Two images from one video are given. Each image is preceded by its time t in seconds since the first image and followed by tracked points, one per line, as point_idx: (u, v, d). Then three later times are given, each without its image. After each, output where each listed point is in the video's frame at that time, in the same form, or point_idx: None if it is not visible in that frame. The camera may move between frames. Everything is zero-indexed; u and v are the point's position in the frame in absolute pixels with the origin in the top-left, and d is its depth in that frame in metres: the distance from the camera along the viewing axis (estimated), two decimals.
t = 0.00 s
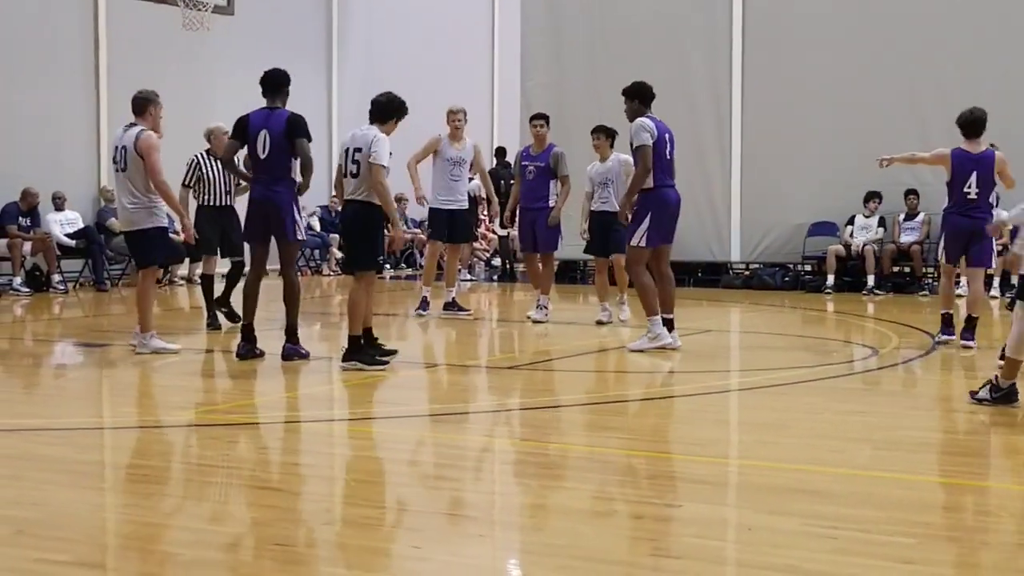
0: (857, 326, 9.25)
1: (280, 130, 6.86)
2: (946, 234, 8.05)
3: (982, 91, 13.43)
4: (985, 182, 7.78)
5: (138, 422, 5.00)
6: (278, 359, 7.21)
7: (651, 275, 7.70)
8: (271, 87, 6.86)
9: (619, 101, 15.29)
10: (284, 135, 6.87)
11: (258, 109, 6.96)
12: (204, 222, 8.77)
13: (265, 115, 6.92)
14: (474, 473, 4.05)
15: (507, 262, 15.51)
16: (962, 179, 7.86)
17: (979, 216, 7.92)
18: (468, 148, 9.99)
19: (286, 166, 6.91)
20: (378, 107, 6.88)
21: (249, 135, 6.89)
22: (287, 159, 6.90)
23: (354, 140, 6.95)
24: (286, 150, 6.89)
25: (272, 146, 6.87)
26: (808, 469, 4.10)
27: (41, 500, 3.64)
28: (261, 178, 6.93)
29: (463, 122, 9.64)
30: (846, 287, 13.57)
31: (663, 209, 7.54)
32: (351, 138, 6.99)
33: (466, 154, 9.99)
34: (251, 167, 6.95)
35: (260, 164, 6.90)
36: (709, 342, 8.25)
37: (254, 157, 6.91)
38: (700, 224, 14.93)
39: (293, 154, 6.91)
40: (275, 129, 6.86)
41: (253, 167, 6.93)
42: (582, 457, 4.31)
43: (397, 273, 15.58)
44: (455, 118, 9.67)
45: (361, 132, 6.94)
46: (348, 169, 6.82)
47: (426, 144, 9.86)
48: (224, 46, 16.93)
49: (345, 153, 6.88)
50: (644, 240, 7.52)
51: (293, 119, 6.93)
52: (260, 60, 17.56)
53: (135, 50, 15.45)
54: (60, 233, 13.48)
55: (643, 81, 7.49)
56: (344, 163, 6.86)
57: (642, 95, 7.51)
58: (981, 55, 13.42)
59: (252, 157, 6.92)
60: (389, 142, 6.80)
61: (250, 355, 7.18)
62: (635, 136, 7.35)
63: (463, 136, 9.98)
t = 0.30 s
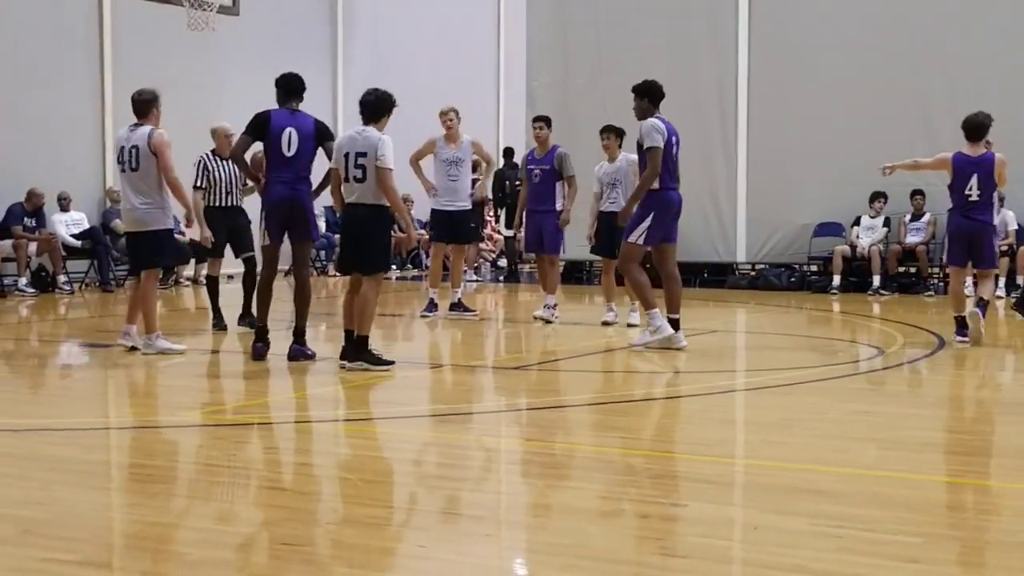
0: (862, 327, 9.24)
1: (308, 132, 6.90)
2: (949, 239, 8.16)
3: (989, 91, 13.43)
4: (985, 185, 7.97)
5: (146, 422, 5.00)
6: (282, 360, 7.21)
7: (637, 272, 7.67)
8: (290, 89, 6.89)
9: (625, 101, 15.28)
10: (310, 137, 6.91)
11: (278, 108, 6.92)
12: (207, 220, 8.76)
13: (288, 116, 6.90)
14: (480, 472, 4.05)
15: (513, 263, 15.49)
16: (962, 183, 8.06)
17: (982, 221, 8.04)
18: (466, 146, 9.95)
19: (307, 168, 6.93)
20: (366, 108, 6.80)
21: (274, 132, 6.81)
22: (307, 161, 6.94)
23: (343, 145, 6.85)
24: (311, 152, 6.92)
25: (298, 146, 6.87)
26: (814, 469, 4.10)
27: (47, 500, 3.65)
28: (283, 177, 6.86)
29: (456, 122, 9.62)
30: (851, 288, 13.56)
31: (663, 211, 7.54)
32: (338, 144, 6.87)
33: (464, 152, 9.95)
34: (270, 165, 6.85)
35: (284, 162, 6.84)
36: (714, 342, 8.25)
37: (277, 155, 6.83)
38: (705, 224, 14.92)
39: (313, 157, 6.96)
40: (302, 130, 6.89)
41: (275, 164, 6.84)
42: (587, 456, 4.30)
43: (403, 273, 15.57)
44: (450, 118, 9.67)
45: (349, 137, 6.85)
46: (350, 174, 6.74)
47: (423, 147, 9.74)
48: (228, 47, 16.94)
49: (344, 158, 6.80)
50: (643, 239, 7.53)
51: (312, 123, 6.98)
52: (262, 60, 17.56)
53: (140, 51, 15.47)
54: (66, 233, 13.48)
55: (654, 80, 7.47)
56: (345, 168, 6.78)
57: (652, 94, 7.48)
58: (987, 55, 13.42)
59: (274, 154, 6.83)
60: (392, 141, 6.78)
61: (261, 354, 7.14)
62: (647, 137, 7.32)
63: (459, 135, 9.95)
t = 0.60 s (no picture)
0: (872, 326, 9.22)
1: (320, 133, 6.96)
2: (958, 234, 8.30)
3: (998, 90, 13.39)
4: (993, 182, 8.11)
5: (154, 421, 5.00)
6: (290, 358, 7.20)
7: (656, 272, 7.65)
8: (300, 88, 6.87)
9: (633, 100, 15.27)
10: (321, 137, 6.97)
11: (289, 107, 6.94)
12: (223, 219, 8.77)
13: (300, 114, 6.94)
14: (488, 472, 4.04)
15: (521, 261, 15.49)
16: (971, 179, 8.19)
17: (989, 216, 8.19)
18: (463, 143, 9.86)
19: (318, 168, 6.97)
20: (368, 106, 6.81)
21: (291, 129, 6.83)
22: (317, 162, 6.99)
23: (350, 144, 6.84)
24: (323, 153, 6.98)
25: (311, 145, 6.91)
26: (823, 468, 4.09)
27: (55, 498, 3.65)
28: (299, 175, 6.87)
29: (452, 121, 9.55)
30: (860, 286, 13.55)
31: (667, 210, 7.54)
32: (343, 143, 6.87)
33: (462, 150, 9.84)
34: (284, 162, 6.83)
35: (299, 160, 6.86)
36: (722, 341, 8.23)
37: (291, 152, 6.84)
38: (714, 223, 14.90)
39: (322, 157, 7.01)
40: (315, 130, 6.94)
41: (291, 162, 6.84)
42: (595, 455, 4.29)
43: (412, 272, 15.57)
44: (444, 116, 9.61)
45: (355, 136, 6.84)
46: (359, 173, 6.74)
47: (421, 147, 9.65)
48: (237, 45, 16.96)
49: (352, 156, 6.79)
50: (657, 240, 7.49)
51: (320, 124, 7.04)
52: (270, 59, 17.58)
53: (149, 50, 15.51)
54: (75, 232, 13.51)
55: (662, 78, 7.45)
56: (353, 167, 6.78)
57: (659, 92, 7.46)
58: (996, 53, 13.39)
59: (288, 152, 6.83)
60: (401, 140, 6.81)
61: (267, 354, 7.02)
62: (651, 135, 7.31)
63: (456, 133, 9.86)
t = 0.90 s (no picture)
0: (872, 327, 9.23)
1: (305, 130, 6.91)
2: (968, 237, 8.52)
3: (999, 91, 13.40)
4: (1002, 185, 8.36)
5: (154, 418, 5.01)
6: (292, 357, 7.21)
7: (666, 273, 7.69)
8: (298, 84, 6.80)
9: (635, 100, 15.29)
10: (306, 134, 6.92)
11: (273, 106, 6.92)
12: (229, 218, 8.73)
13: (284, 113, 6.90)
14: (488, 471, 4.05)
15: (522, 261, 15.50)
16: (982, 182, 8.43)
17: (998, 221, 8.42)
18: (455, 144, 9.89)
19: (307, 166, 6.95)
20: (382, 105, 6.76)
21: (274, 131, 6.81)
22: (305, 159, 6.96)
23: (365, 141, 6.84)
24: (309, 150, 6.94)
25: (297, 143, 6.88)
26: (821, 469, 4.10)
27: (54, 496, 3.66)
28: (287, 176, 6.86)
29: (446, 121, 9.61)
30: (860, 288, 13.56)
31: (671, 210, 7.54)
32: (358, 138, 6.86)
33: (454, 151, 9.87)
34: (271, 164, 6.85)
35: (285, 161, 6.84)
36: (723, 341, 8.24)
37: (277, 153, 6.83)
38: (714, 223, 14.92)
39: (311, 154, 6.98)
40: (299, 127, 6.89)
41: (277, 163, 6.84)
42: (595, 456, 4.30)
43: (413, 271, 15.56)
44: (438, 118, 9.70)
45: (371, 132, 6.84)
46: (375, 171, 6.75)
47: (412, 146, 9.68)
48: (239, 44, 16.98)
49: (368, 153, 6.79)
50: (659, 239, 7.52)
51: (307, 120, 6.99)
52: (271, 57, 17.60)
53: (152, 49, 15.54)
54: (76, 230, 13.52)
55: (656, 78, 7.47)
56: (368, 164, 6.78)
57: (654, 91, 7.47)
58: (996, 55, 13.41)
59: (274, 154, 6.83)
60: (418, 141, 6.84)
61: (276, 357, 6.94)
62: (649, 137, 7.30)
63: (448, 134, 9.91)
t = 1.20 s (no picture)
0: (871, 328, 9.23)
1: (288, 128, 6.86)
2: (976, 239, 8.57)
3: (998, 91, 13.41)
4: (1009, 186, 8.43)
5: (153, 418, 5.01)
6: (290, 357, 7.20)
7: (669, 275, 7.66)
8: (282, 81, 6.84)
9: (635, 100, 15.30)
10: (290, 131, 6.86)
11: (260, 106, 6.93)
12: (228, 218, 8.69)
13: (268, 113, 6.89)
14: (487, 471, 4.05)
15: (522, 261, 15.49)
16: (987, 184, 8.47)
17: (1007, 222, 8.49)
18: (451, 144, 9.83)
19: (292, 165, 6.89)
20: (406, 111, 6.84)
21: (254, 131, 6.83)
22: (292, 158, 6.90)
23: (383, 136, 6.81)
24: (294, 148, 6.87)
25: (279, 142, 6.84)
26: (819, 469, 4.10)
27: (51, 495, 3.66)
28: (269, 175, 6.86)
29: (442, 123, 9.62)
30: (859, 288, 13.56)
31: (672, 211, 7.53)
32: (376, 132, 6.83)
33: (450, 151, 9.83)
34: (255, 165, 6.88)
35: (266, 161, 6.84)
36: (723, 341, 8.24)
37: (259, 153, 6.85)
38: (713, 223, 14.93)
39: (298, 153, 6.91)
40: (282, 125, 6.85)
41: (260, 164, 6.86)
42: (593, 456, 4.30)
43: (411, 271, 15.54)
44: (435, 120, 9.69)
45: (390, 130, 6.82)
46: (386, 168, 6.73)
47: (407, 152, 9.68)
48: (237, 43, 16.98)
49: (382, 149, 6.77)
50: (661, 240, 7.51)
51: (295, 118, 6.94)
52: (270, 56, 17.59)
53: (152, 48, 15.54)
54: (75, 229, 13.52)
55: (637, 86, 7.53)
56: (380, 160, 6.75)
57: (637, 98, 7.52)
58: (995, 55, 13.41)
59: (256, 154, 6.85)
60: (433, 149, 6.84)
61: (275, 357, 6.94)
62: (644, 139, 7.32)
63: (443, 135, 9.86)
